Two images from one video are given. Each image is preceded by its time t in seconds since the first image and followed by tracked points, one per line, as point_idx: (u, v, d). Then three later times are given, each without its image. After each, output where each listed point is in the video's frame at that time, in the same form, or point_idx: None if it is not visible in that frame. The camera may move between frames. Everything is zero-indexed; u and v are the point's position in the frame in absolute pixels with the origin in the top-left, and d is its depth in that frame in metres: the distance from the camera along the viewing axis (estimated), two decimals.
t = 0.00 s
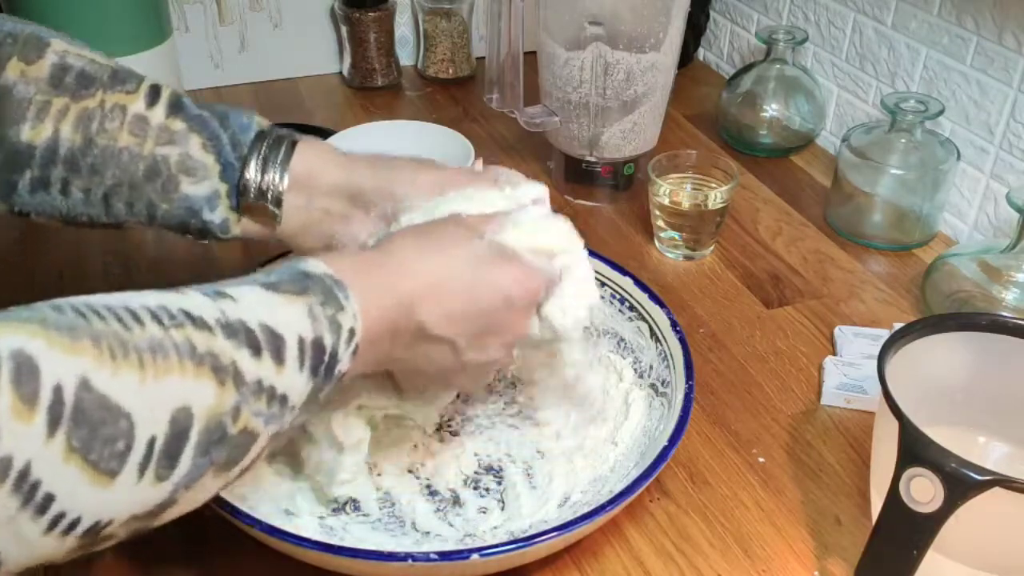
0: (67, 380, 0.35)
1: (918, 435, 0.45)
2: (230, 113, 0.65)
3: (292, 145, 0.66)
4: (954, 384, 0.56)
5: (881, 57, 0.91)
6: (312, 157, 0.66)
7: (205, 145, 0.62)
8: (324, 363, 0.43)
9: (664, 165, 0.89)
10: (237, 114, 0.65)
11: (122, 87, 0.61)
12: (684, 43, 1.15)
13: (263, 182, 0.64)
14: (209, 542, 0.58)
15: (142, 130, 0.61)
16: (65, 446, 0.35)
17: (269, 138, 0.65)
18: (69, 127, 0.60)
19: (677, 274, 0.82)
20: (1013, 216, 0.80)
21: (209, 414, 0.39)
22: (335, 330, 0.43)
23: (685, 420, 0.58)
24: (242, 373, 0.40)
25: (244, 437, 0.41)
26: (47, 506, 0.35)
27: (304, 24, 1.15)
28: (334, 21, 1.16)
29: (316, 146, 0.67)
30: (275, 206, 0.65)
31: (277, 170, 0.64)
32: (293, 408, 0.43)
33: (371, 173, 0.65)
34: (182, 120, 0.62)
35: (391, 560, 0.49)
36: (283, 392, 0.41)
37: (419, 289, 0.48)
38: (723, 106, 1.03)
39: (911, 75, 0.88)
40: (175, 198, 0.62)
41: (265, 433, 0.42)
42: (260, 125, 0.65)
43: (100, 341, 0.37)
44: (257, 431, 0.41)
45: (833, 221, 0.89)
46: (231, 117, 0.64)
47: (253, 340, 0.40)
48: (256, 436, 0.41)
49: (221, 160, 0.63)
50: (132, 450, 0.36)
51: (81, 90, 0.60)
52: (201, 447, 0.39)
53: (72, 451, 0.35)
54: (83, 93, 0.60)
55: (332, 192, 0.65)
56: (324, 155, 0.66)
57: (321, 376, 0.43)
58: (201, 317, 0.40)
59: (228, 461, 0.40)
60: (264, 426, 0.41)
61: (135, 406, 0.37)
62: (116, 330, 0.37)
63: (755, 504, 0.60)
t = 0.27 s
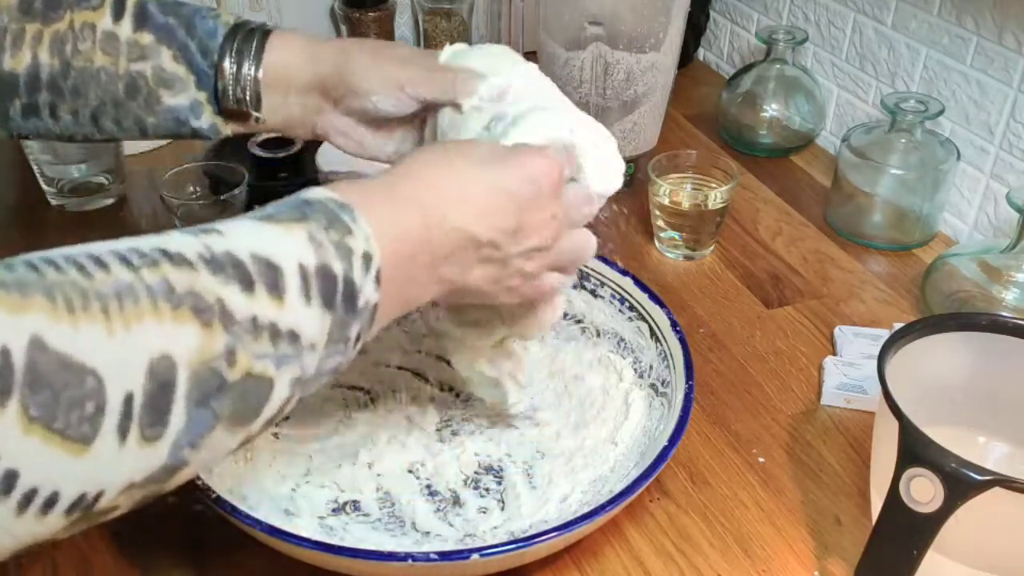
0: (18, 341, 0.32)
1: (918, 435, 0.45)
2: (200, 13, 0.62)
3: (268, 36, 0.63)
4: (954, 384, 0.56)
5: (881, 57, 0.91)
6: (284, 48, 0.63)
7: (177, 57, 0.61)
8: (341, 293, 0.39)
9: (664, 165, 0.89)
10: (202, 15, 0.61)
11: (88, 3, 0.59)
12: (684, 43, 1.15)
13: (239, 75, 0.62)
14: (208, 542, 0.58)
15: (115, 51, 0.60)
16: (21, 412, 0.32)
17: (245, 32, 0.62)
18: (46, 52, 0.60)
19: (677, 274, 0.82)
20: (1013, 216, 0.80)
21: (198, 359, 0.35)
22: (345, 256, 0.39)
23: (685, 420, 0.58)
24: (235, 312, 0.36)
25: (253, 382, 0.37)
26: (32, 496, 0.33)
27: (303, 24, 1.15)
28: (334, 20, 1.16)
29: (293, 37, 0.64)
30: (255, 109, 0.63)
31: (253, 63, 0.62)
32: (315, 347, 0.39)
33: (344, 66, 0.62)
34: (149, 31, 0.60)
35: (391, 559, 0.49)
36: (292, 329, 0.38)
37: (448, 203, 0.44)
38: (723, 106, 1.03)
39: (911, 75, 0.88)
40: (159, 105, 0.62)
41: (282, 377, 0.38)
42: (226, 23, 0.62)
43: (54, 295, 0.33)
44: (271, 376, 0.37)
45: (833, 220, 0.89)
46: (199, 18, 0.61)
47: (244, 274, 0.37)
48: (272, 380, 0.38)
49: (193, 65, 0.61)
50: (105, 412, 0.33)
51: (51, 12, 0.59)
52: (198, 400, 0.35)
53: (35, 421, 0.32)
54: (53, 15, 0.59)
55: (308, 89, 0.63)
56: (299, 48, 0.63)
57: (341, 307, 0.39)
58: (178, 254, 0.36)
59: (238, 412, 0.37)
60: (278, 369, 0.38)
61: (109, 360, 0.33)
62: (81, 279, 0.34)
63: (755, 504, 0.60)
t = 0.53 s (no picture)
0: None
1: (917, 435, 0.45)
2: (145, 87, 0.68)
3: (214, 111, 0.68)
4: (954, 384, 0.56)
5: (881, 57, 0.91)
6: (227, 130, 0.67)
7: (118, 128, 0.67)
8: (303, 407, 0.39)
9: (664, 165, 0.89)
10: (148, 91, 0.67)
11: (38, 64, 0.66)
12: (684, 43, 1.15)
13: (177, 145, 0.67)
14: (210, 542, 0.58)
15: (62, 112, 0.67)
16: None
17: (191, 103, 0.68)
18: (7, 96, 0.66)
19: (677, 274, 0.82)
20: (1013, 216, 0.80)
21: (169, 457, 0.35)
22: (306, 373, 0.40)
23: (685, 420, 0.58)
24: (207, 415, 0.37)
25: (218, 485, 0.37)
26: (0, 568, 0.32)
27: (304, 24, 1.15)
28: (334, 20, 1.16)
29: (236, 116, 0.69)
30: (188, 181, 0.69)
31: (195, 132, 0.67)
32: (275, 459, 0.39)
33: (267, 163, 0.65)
34: (93, 99, 0.67)
35: (390, 559, 0.49)
36: (259, 436, 0.38)
37: (404, 335, 0.45)
38: (724, 106, 1.03)
39: (911, 75, 0.88)
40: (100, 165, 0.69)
41: (247, 484, 0.38)
42: (169, 100, 0.68)
43: (42, 385, 0.33)
44: (235, 480, 0.37)
45: (833, 220, 0.89)
46: (143, 94, 0.67)
47: (215, 381, 0.37)
48: (235, 487, 0.38)
49: (133, 136, 0.68)
50: (80, 495, 0.33)
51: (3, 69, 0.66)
52: (167, 495, 0.35)
53: (15, 501, 0.32)
54: (4, 72, 0.66)
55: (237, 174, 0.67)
56: (238, 130, 0.67)
57: (305, 421, 0.40)
58: (156, 360, 0.37)
59: (202, 513, 0.37)
60: (245, 474, 0.38)
61: (87, 452, 0.34)
62: (60, 376, 0.34)
63: (756, 504, 0.60)
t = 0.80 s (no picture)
0: None
1: (918, 435, 0.45)
2: (69, 123, 0.65)
3: (141, 147, 0.66)
4: (954, 384, 0.56)
5: (881, 57, 0.91)
6: (154, 168, 0.66)
7: (38, 164, 0.66)
8: (196, 491, 0.38)
9: (664, 165, 0.89)
10: (70, 127, 0.65)
11: None
12: (684, 43, 1.15)
13: (101, 180, 0.65)
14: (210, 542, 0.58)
15: None
16: None
17: (116, 137, 0.66)
18: None
19: (677, 274, 0.82)
20: (1013, 216, 0.80)
21: (50, 568, 0.33)
22: (199, 454, 0.38)
23: (685, 420, 0.58)
24: (91, 515, 0.34)
25: None
26: None
27: (303, 24, 1.15)
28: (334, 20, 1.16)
29: (165, 154, 0.67)
30: (111, 215, 0.67)
31: (118, 167, 0.65)
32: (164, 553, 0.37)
33: (189, 209, 0.64)
34: (16, 135, 0.65)
35: (390, 559, 0.49)
36: (149, 529, 0.36)
37: (297, 423, 0.43)
38: (723, 106, 1.03)
39: (911, 75, 0.88)
40: (23, 202, 0.67)
41: None
42: (92, 135, 0.65)
43: None
44: None
45: (833, 220, 0.89)
46: (65, 130, 0.65)
47: (101, 474, 0.35)
48: None
49: (51, 171, 0.65)
50: None
51: None
52: None
53: None
54: None
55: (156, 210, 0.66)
56: (163, 168, 0.66)
57: (198, 505, 0.38)
58: (36, 458, 0.34)
59: None
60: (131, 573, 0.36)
61: None
62: None
63: (756, 504, 0.60)
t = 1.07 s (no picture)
0: None
1: (918, 435, 0.45)
2: (117, 156, 0.66)
3: (184, 184, 0.67)
4: (954, 384, 0.56)
5: (881, 57, 0.91)
6: (200, 205, 0.67)
7: (83, 197, 0.65)
8: (208, 427, 0.42)
9: (664, 165, 0.89)
10: (117, 161, 0.66)
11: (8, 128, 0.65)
12: (684, 43, 1.15)
13: (145, 219, 0.66)
14: (210, 542, 0.58)
15: (28, 177, 0.65)
16: None
17: (162, 175, 0.67)
18: None
19: (677, 274, 0.82)
20: (1013, 216, 0.80)
21: (88, 484, 0.37)
22: (208, 395, 0.42)
23: (685, 420, 0.58)
24: (119, 442, 0.39)
25: (133, 504, 0.39)
26: None
27: (303, 24, 1.15)
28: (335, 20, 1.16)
29: (209, 192, 0.68)
30: (153, 252, 0.67)
31: (164, 205, 0.66)
32: (183, 481, 0.41)
33: (230, 244, 0.65)
34: (61, 165, 0.65)
35: (390, 559, 0.49)
36: (168, 457, 0.40)
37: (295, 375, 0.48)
38: (723, 106, 1.03)
39: (911, 75, 0.88)
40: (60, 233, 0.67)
41: (156, 505, 0.40)
42: (139, 171, 0.66)
43: None
44: (146, 502, 0.39)
45: (833, 220, 0.89)
46: (114, 163, 0.66)
47: (125, 407, 0.40)
48: (149, 509, 0.39)
49: (95, 205, 0.66)
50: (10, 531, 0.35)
51: None
52: (87, 520, 0.37)
53: None
54: None
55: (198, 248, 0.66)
56: (207, 206, 0.67)
57: (210, 440, 0.42)
58: (69, 391, 0.39)
59: (116, 537, 0.38)
60: (155, 496, 0.40)
61: (14, 482, 0.35)
62: None
63: (756, 504, 0.60)
